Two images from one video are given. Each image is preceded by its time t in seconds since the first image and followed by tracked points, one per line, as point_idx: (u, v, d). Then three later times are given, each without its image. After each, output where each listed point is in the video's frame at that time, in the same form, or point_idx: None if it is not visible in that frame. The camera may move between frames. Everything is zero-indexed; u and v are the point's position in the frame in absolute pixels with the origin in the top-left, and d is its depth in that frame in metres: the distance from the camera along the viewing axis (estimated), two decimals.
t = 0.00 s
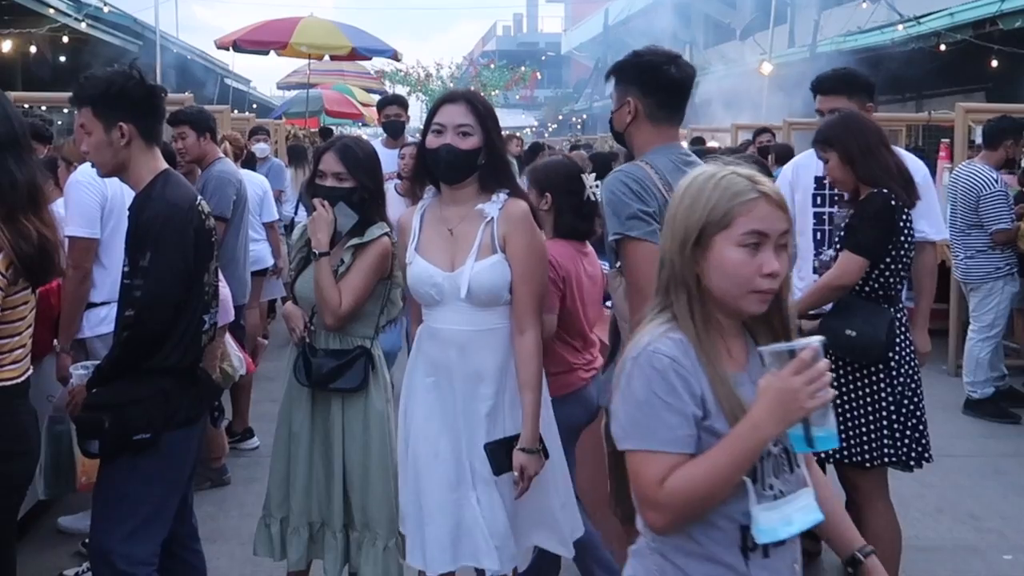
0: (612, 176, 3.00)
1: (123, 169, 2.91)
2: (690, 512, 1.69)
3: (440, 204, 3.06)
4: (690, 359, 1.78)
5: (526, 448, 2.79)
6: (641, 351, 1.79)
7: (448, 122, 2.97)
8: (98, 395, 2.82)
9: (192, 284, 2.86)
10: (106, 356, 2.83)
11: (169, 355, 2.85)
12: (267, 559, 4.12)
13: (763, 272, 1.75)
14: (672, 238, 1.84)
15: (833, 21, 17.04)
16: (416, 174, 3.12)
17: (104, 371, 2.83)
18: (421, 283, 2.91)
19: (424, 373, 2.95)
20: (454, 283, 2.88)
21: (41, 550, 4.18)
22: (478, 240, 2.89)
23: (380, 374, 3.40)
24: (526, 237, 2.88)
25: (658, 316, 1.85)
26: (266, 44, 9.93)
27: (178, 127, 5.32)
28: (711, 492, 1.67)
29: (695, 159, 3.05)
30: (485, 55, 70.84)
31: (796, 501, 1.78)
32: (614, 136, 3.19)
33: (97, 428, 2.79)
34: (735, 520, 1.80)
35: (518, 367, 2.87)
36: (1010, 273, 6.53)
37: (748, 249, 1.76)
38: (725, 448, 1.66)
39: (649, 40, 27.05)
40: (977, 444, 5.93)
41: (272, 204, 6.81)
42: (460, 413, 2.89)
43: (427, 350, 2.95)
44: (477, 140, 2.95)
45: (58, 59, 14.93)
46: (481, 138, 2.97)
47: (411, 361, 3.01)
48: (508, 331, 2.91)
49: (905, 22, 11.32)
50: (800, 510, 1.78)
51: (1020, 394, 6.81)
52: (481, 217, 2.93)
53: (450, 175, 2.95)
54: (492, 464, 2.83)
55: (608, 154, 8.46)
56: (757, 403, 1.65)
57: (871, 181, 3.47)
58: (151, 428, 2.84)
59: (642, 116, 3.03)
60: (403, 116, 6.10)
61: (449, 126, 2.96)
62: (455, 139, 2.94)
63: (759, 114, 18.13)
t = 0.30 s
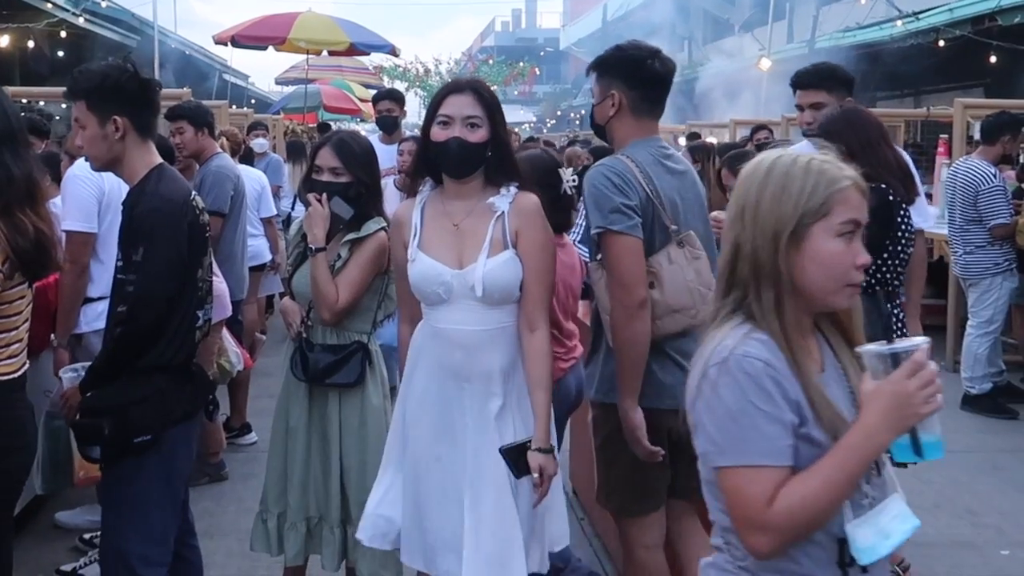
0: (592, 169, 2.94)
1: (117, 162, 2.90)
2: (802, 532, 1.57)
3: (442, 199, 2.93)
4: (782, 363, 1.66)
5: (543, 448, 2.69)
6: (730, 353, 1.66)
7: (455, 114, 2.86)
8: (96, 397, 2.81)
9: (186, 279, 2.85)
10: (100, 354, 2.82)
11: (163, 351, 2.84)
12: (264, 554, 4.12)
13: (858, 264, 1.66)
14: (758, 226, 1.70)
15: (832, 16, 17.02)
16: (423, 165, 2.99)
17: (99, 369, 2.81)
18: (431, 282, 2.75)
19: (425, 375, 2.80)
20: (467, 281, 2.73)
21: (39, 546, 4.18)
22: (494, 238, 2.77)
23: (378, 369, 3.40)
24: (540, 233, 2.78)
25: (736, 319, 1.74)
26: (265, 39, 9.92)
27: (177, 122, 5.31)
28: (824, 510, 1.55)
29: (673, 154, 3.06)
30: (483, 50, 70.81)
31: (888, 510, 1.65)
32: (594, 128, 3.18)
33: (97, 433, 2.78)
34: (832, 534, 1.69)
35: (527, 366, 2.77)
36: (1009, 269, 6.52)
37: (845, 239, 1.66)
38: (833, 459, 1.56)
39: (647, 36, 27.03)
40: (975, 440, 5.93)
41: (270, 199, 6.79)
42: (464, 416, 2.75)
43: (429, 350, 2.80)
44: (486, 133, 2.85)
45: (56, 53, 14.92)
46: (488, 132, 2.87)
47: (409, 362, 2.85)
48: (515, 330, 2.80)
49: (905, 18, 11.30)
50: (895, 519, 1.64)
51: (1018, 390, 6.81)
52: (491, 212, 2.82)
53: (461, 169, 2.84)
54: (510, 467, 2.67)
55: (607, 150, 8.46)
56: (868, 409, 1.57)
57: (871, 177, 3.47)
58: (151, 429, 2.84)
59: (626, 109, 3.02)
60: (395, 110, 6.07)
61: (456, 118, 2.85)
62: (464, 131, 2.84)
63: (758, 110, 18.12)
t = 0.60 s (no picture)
0: (567, 162, 2.94)
1: (105, 160, 2.90)
2: (924, 556, 1.48)
3: (456, 201, 2.77)
4: (894, 373, 1.57)
5: (567, 463, 2.55)
6: (845, 360, 1.55)
7: (474, 112, 2.72)
8: (82, 397, 2.80)
9: (174, 280, 2.84)
10: (87, 355, 2.81)
11: (151, 352, 2.83)
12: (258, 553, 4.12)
13: (957, 263, 1.60)
14: (853, 222, 1.60)
15: (826, 13, 17.04)
16: (441, 160, 2.83)
17: (86, 370, 2.81)
18: (450, 286, 2.60)
19: (434, 387, 2.63)
20: (489, 287, 2.59)
21: (32, 545, 4.18)
22: (517, 242, 2.64)
23: (370, 367, 3.40)
24: (563, 241, 2.65)
25: (831, 323, 1.64)
26: (258, 37, 9.90)
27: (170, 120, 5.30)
28: (946, 528, 1.48)
29: (649, 150, 3.08)
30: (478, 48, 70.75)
31: (970, 535, 1.64)
32: (571, 123, 3.18)
33: (81, 432, 2.77)
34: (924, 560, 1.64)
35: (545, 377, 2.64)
36: (1001, 266, 6.54)
37: (945, 236, 1.59)
38: (956, 476, 1.48)
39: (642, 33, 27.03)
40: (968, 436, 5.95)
41: (263, 197, 6.78)
42: (474, 431, 2.58)
43: (440, 360, 2.63)
44: (508, 133, 2.72)
45: (50, 52, 14.89)
46: (509, 131, 2.74)
47: (415, 373, 2.67)
48: (532, 338, 2.66)
49: (898, 16, 11.32)
50: (978, 542, 1.64)
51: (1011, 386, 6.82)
52: (511, 216, 2.68)
53: (483, 170, 2.70)
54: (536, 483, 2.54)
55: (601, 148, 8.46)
56: (988, 421, 1.52)
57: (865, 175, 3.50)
58: (137, 429, 2.83)
59: (604, 103, 3.03)
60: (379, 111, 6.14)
61: (476, 117, 2.72)
62: (484, 131, 2.70)
63: (752, 107, 18.14)
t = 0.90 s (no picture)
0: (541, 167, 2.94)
1: (89, 160, 2.90)
2: None
3: (488, 203, 2.60)
4: (1005, 394, 1.48)
5: (607, 478, 2.48)
6: (955, 383, 1.47)
7: (515, 112, 2.56)
8: (68, 400, 2.80)
9: (159, 283, 2.83)
10: (72, 359, 2.80)
11: (137, 356, 2.82)
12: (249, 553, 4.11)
13: None
14: (944, 233, 1.53)
15: (817, 14, 17.08)
16: (470, 164, 2.62)
17: (72, 375, 2.80)
18: (492, 292, 2.43)
19: (470, 400, 2.46)
20: (534, 294, 2.45)
21: (22, 546, 4.17)
22: (557, 247, 2.52)
23: (360, 367, 3.40)
24: (601, 249, 2.55)
25: (925, 341, 1.56)
26: (249, 36, 9.90)
27: (161, 119, 5.29)
28: None
29: (625, 148, 3.02)
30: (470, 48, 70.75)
31: None
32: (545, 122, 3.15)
33: (66, 435, 2.77)
34: None
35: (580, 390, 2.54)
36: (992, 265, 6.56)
37: None
38: None
39: (633, 33, 27.05)
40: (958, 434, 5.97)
41: (254, 196, 6.77)
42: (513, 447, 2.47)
43: (478, 372, 2.47)
44: (548, 134, 2.59)
45: (41, 51, 14.86)
46: (548, 133, 2.61)
47: (445, 384, 2.49)
48: (567, 348, 2.54)
49: (888, 16, 11.35)
50: None
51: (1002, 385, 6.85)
52: (550, 220, 2.55)
53: (524, 172, 2.54)
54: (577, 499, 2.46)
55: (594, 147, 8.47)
56: None
57: (855, 173, 3.51)
58: (122, 432, 2.83)
59: (579, 104, 3.01)
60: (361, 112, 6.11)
61: (517, 117, 2.56)
62: (526, 132, 2.56)
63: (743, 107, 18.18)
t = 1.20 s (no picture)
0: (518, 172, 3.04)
1: (74, 158, 2.89)
2: None
3: (537, 200, 2.49)
4: None
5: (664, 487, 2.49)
6: None
7: (576, 105, 2.44)
8: (57, 401, 2.79)
9: (147, 286, 2.81)
10: (60, 360, 2.79)
11: (125, 359, 2.82)
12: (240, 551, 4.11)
13: None
14: None
15: (808, 14, 17.12)
16: (523, 161, 2.47)
17: (60, 377, 2.79)
18: (557, 298, 2.34)
19: (531, 410, 2.37)
20: (598, 299, 2.39)
21: (13, 544, 4.16)
22: (611, 250, 2.47)
23: (351, 365, 3.40)
24: (648, 252, 2.55)
25: None
26: (241, 33, 9.87)
27: (152, 116, 5.27)
28: None
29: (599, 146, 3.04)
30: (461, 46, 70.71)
31: None
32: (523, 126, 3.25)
33: (53, 436, 2.77)
34: None
35: (629, 397, 2.54)
36: (983, 265, 6.58)
37: None
38: None
39: (625, 32, 27.07)
40: (947, 433, 6.01)
41: (246, 194, 6.75)
42: (569, 456, 2.40)
43: (535, 381, 2.38)
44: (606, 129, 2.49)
45: (30, 46, 14.79)
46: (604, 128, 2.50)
47: (495, 393, 2.39)
48: (613, 354, 2.54)
49: (879, 15, 11.39)
50: None
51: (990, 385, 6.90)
52: (602, 222, 2.51)
53: (585, 168, 2.43)
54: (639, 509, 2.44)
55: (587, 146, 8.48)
56: None
57: (847, 172, 3.52)
58: (109, 434, 2.82)
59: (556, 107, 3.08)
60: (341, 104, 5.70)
61: (579, 111, 2.44)
62: (588, 127, 2.44)
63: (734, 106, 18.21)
